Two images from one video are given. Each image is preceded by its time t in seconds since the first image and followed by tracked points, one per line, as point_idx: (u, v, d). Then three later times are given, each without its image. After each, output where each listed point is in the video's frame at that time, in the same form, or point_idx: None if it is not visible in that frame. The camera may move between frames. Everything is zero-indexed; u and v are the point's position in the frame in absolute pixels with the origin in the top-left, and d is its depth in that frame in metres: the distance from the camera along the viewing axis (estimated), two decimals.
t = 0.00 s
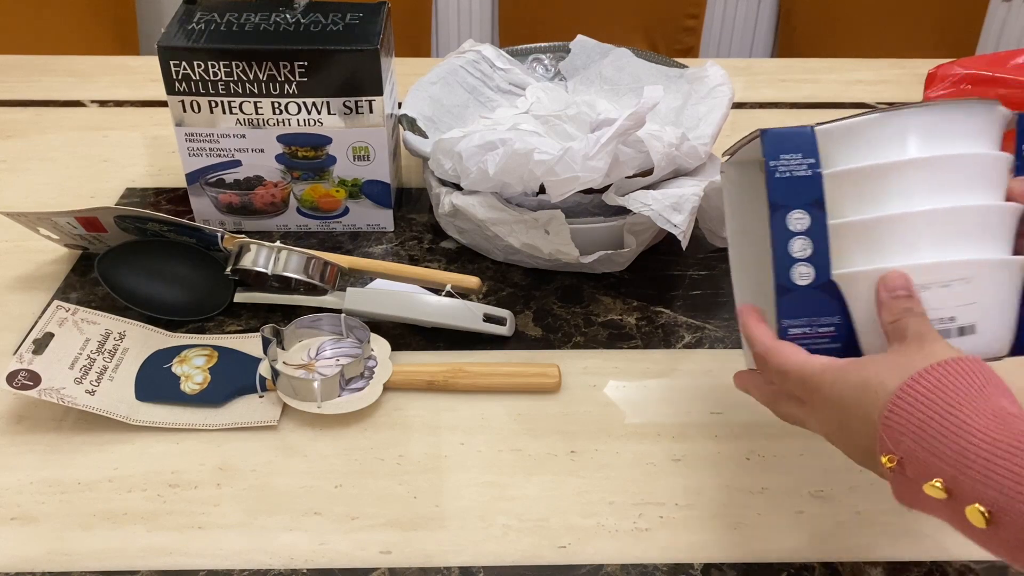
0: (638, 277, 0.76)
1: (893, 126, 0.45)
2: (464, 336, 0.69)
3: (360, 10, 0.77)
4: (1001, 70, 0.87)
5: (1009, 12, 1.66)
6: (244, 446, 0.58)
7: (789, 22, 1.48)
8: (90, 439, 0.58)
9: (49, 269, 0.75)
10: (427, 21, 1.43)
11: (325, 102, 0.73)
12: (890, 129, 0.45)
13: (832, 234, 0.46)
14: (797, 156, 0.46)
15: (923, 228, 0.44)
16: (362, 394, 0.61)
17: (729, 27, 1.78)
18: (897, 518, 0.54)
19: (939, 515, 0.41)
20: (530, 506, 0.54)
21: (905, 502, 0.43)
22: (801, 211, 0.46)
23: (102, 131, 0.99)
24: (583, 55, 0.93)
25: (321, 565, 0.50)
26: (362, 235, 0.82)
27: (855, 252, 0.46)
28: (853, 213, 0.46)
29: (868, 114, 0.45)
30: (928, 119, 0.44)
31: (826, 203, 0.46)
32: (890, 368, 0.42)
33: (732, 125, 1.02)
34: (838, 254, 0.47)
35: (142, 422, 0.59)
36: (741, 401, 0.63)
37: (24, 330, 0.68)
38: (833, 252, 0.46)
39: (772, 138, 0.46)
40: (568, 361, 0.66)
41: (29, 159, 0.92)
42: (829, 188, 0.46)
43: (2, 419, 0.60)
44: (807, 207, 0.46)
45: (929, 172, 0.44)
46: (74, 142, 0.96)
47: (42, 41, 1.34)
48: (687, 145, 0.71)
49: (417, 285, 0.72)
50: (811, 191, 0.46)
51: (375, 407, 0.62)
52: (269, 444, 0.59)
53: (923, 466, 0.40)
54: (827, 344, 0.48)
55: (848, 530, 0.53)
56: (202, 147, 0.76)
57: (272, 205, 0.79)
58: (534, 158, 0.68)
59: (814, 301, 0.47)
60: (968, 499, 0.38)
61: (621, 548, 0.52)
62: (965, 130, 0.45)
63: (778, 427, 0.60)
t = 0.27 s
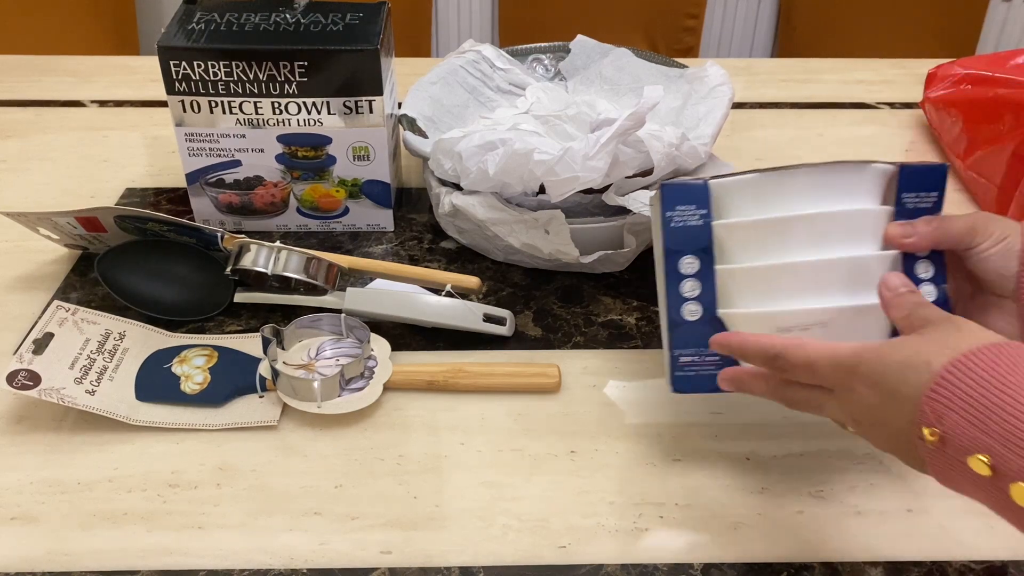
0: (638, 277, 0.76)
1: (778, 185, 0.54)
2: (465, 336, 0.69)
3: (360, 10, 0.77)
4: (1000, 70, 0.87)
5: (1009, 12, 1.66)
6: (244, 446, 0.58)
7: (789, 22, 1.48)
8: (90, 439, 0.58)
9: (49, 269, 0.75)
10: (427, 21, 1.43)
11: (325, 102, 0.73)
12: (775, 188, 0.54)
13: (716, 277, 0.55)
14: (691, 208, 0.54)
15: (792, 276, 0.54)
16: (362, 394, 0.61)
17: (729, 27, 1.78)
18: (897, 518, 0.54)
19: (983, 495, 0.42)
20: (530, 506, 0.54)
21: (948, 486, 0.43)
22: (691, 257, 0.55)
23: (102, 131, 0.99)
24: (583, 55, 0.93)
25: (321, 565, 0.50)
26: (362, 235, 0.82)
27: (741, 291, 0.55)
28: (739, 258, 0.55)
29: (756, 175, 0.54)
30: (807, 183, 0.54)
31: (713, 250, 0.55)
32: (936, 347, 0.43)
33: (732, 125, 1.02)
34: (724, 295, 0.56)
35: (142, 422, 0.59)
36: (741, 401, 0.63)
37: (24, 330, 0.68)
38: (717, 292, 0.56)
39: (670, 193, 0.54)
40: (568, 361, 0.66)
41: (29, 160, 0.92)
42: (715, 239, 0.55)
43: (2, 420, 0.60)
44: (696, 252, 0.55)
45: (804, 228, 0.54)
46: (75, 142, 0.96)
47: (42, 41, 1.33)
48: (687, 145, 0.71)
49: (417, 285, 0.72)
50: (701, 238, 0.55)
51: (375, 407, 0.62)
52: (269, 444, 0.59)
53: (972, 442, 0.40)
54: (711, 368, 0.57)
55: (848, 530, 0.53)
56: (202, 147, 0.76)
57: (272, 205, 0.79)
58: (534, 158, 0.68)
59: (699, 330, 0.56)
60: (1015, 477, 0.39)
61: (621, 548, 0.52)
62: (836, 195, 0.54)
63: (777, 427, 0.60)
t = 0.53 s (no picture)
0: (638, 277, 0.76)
1: (715, 214, 0.55)
2: (465, 336, 0.69)
3: (360, 10, 0.77)
4: (1001, 70, 0.87)
5: (1009, 12, 1.66)
6: (244, 446, 0.58)
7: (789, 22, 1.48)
8: (90, 439, 0.58)
9: (49, 269, 0.75)
10: (426, 21, 1.43)
11: (325, 102, 0.73)
12: (711, 217, 0.56)
13: (654, 280, 0.60)
14: (631, 222, 0.59)
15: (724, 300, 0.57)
16: (362, 394, 0.61)
17: (729, 27, 1.78)
18: (897, 518, 0.54)
19: None
20: (530, 506, 0.54)
21: None
22: (631, 263, 0.60)
23: (102, 131, 0.99)
24: (583, 55, 0.93)
25: (321, 565, 0.50)
26: (362, 235, 0.82)
27: (678, 301, 0.59)
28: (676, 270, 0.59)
29: (693, 203, 0.55)
30: (742, 214, 0.55)
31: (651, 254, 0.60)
32: None
33: (732, 125, 1.02)
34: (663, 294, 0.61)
35: (142, 422, 0.59)
36: (741, 401, 0.63)
37: (24, 330, 0.68)
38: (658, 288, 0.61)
39: (612, 207, 0.58)
40: (568, 361, 0.66)
41: (29, 160, 0.92)
42: (651, 247, 0.60)
43: (2, 420, 0.60)
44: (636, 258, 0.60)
45: (741, 256, 0.56)
46: (75, 142, 0.96)
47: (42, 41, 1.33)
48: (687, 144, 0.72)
49: (417, 285, 0.72)
50: (640, 247, 0.60)
51: (375, 407, 0.62)
52: (269, 444, 0.59)
53: None
54: (652, 354, 0.63)
55: (848, 530, 0.53)
56: (202, 147, 0.76)
57: (272, 205, 0.79)
58: (534, 158, 0.68)
59: (641, 321, 0.62)
60: None
61: (621, 548, 0.52)
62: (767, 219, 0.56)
63: (777, 427, 0.60)
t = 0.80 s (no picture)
0: (638, 277, 0.76)
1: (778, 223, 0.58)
2: (465, 336, 0.69)
3: (360, 10, 0.77)
4: (1000, 71, 0.88)
5: (1008, 12, 1.66)
6: (244, 446, 0.58)
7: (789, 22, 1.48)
8: (90, 439, 0.58)
9: (49, 269, 0.75)
10: (426, 20, 1.43)
11: (325, 102, 0.73)
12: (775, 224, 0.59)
13: (706, 265, 0.65)
14: (692, 212, 0.63)
15: (768, 295, 0.61)
16: (362, 394, 0.61)
17: (729, 27, 1.78)
18: (897, 518, 0.54)
19: None
20: (530, 506, 0.54)
21: None
22: (687, 248, 0.64)
23: (102, 131, 0.99)
24: (583, 56, 0.93)
25: (321, 565, 0.51)
26: (362, 235, 0.82)
27: (725, 287, 0.64)
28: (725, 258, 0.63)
29: (759, 210, 0.58)
30: (803, 226, 0.58)
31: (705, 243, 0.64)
32: None
33: (732, 125, 1.02)
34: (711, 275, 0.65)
35: (142, 422, 0.59)
36: (741, 401, 0.63)
37: (24, 330, 0.68)
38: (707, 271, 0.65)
39: (675, 197, 0.62)
40: (568, 361, 0.66)
41: (28, 160, 0.92)
42: (708, 236, 0.63)
43: (2, 420, 0.60)
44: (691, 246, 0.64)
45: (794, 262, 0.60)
46: (75, 142, 0.96)
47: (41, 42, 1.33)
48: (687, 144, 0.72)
49: (417, 285, 0.72)
50: (698, 236, 0.64)
51: (375, 407, 0.62)
52: (269, 444, 0.59)
53: None
54: (693, 325, 0.68)
55: (848, 530, 0.53)
56: (202, 147, 0.76)
57: (273, 205, 0.79)
58: (534, 158, 0.68)
59: (686, 298, 0.67)
60: None
61: (621, 548, 0.52)
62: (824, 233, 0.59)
63: (777, 427, 0.60)
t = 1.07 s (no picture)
0: (638, 277, 0.76)
1: (780, 212, 0.59)
2: (465, 336, 0.69)
3: (360, 10, 0.77)
4: (1000, 71, 0.88)
5: (1008, 13, 1.66)
6: (244, 446, 0.58)
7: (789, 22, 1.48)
8: (90, 439, 0.58)
9: (49, 269, 0.75)
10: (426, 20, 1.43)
11: (325, 102, 0.73)
12: (776, 214, 0.59)
13: (704, 252, 0.66)
14: (694, 198, 0.63)
15: (762, 284, 0.62)
16: (362, 394, 0.61)
17: (729, 27, 1.78)
18: (897, 518, 0.54)
19: None
20: (530, 506, 0.54)
21: None
22: (686, 234, 0.65)
23: (102, 131, 0.99)
24: (583, 56, 0.93)
25: (321, 565, 0.51)
26: (362, 235, 0.82)
27: (720, 275, 0.65)
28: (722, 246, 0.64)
29: (759, 196, 0.59)
30: (802, 218, 0.59)
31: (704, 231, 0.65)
32: None
33: (732, 125, 1.02)
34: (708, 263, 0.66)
35: (142, 422, 0.59)
36: (741, 401, 0.63)
37: (24, 329, 0.68)
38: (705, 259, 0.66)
39: (678, 182, 0.63)
40: (568, 361, 0.66)
41: (28, 160, 0.92)
42: (707, 224, 0.64)
43: (3, 420, 0.60)
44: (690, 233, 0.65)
45: (792, 253, 0.60)
46: (75, 142, 0.96)
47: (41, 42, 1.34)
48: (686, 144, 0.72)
49: (417, 285, 0.72)
50: (697, 224, 0.65)
51: (375, 407, 0.62)
52: (269, 444, 0.59)
53: None
54: (684, 315, 0.69)
55: (848, 530, 0.53)
56: (202, 147, 0.76)
57: (273, 205, 0.79)
58: (532, 157, 0.68)
59: (681, 286, 0.68)
60: None
61: (621, 548, 0.52)
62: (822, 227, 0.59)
63: (777, 427, 0.60)
